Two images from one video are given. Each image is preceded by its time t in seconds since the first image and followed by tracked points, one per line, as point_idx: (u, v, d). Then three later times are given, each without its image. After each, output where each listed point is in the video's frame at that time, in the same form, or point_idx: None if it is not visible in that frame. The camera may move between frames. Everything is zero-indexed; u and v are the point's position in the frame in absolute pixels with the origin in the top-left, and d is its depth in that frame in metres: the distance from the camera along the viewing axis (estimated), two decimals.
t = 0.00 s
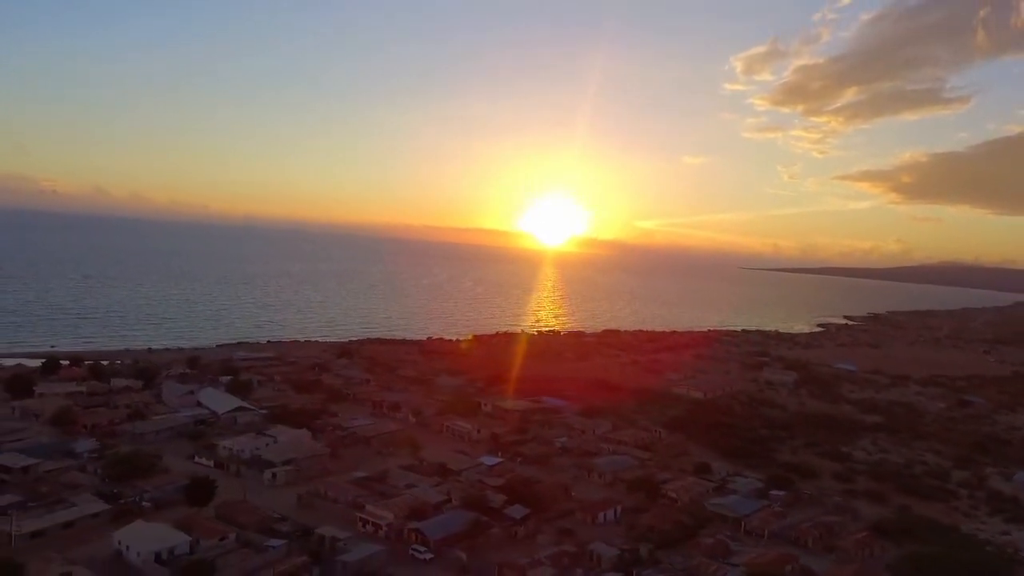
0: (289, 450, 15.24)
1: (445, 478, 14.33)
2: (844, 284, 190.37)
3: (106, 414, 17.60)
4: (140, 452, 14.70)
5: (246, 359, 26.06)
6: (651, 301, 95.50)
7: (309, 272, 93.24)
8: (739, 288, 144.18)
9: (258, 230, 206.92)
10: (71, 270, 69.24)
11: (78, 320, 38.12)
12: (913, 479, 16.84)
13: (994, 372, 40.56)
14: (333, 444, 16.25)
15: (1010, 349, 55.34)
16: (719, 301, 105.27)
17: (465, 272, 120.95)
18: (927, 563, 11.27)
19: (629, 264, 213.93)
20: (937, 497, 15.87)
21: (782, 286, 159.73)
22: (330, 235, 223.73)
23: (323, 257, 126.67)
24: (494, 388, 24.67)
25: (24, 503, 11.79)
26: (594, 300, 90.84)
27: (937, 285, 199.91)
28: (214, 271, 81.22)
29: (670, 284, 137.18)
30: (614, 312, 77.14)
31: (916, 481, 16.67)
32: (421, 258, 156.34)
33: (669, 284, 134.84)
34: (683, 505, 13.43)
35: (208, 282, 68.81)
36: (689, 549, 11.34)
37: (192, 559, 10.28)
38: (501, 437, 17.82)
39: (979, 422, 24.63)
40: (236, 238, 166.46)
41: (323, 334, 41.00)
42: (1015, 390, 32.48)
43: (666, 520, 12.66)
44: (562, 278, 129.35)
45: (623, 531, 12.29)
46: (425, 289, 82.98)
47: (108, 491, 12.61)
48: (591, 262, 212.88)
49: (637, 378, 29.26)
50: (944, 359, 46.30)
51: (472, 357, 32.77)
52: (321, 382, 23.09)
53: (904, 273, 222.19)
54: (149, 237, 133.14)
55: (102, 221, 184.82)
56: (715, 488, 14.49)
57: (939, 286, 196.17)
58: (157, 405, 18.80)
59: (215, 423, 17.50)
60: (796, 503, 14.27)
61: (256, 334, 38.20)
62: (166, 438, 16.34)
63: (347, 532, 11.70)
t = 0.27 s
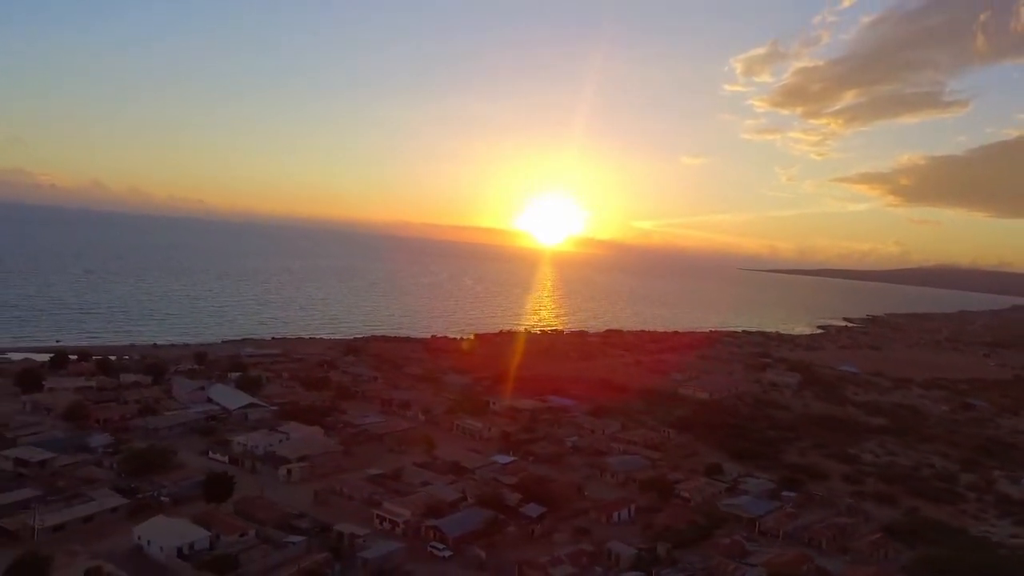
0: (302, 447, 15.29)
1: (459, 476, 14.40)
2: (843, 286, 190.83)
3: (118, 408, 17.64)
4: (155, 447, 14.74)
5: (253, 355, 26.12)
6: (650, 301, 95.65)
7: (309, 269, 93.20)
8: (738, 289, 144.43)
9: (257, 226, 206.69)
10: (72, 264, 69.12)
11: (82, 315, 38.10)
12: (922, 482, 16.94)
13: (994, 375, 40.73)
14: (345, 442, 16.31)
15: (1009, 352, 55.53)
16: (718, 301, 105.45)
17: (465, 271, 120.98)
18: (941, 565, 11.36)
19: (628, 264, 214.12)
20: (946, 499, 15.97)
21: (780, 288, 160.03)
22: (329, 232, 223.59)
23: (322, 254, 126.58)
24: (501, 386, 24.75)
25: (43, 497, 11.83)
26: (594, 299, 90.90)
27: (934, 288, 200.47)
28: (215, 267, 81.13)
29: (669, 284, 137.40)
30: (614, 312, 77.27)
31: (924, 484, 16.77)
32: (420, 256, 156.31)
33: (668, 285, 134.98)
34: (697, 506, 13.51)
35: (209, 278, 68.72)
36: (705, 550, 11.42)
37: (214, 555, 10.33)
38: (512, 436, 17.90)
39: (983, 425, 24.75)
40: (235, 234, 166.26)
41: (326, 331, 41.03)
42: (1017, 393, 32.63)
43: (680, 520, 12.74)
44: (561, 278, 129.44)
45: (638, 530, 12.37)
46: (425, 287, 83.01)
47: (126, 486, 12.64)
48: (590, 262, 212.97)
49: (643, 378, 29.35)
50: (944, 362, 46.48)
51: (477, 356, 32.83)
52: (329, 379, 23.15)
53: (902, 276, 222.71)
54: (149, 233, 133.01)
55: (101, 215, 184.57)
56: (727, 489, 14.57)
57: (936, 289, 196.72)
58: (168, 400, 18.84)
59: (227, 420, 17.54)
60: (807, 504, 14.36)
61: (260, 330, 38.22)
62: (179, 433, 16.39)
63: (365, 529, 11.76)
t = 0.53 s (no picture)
0: (314, 445, 15.32)
1: (472, 474, 14.45)
2: (840, 287, 191.31)
3: (128, 405, 17.66)
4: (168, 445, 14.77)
5: (259, 352, 26.13)
6: (650, 301, 95.78)
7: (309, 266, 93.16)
8: (737, 289, 144.70)
9: (256, 223, 206.49)
10: (73, 260, 69.03)
11: (86, 311, 38.08)
12: (929, 483, 17.02)
13: (995, 378, 40.89)
14: (356, 439, 16.35)
15: (1009, 354, 55.72)
16: (717, 302, 105.66)
17: (464, 270, 121.04)
18: (955, 565, 11.42)
19: (627, 263, 214.35)
20: (954, 500, 16.06)
21: (779, 289, 160.31)
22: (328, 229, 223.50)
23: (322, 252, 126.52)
24: (507, 385, 24.80)
25: (59, 494, 11.86)
26: (594, 299, 91.00)
27: (932, 290, 201.00)
28: (215, 264, 81.09)
29: (668, 284, 137.58)
30: (614, 312, 77.36)
31: (932, 485, 16.86)
32: (419, 254, 156.33)
33: (667, 285, 135.13)
34: (709, 506, 13.57)
35: (210, 275, 68.67)
36: (720, 549, 11.48)
37: (233, 551, 10.37)
38: (521, 435, 17.94)
39: (986, 427, 24.87)
40: (234, 231, 166.12)
41: (329, 329, 41.06)
42: (1018, 396, 32.74)
43: (693, 520, 12.81)
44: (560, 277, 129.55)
45: (652, 530, 12.43)
46: (425, 286, 83.06)
47: (141, 483, 12.67)
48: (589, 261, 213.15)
49: (647, 378, 29.43)
50: (945, 364, 46.66)
51: (482, 355, 32.87)
52: (336, 377, 23.19)
53: (900, 277, 223.26)
54: (148, 229, 132.91)
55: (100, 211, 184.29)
56: (738, 489, 14.64)
57: (934, 291, 197.30)
58: (177, 397, 18.87)
59: (237, 417, 17.57)
60: (818, 504, 14.44)
61: (263, 327, 38.24)
62: (190, 431, 16.41)
63: (381, 527, 11.79)
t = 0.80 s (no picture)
0: (328, 443, 15.36)
1: (486, 473, 14.52)
2: (838, 289, 191.79)
3: (139, 401, 17.68)
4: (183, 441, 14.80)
5: (266, 350, 26.15)
6: (649, 301, 95.95)
7: (309, 263, 93.06)
8: (735, 290, 144.99)
9: (254, 220, 206.09)
10: (72, 256, 68.86)
11: (89, 306, 38.02)
12: (937, 485, 17.14)
13: (995, 380, 41.11)
14: (369, 437, 16.41)
15: (1007, 357, 55.98)
16: (716, 303, 105.88)
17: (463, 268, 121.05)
18: (970, 566, 11.53)
19: (625, 263, 214.55)
20: (963, 502, 16.17)
21: (777, 290, 160.67)
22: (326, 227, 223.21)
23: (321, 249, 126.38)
24: (514, 384, 24.86)
25: (78, 489, 11.88)
26: (594, 299, 91.09)
27: (928, 292, 201.59)
28: (215, 260, 80.95)
29: (666, 284, 137.81)
30: (613, 312, 77.50)
31: (940, 487, 16.98)
32: (417, 252, 156.24)
33: (666, 285, 135.29)
34: (723, 506, 13.66)
35: (210, 271, 68.53)
36: (737, 549, 11.57)
37: (255, 548, 10.42)
38: (532, 434, 18.02)
39: (990, 430, 25.02)
40: (232, 227, 165.80)
41: (332, 326, 41.08)
42: (1019, 399, 32.94)
43: (708, 520, 12.90)
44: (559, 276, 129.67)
45: (668, 529, 12.52)
46: (425, 284, 83.05)
47: (158, 479, 12.68)
48: (587, 261, 213.28)
49: (652, 378, 29.52)
50: (944, 366, 46.88)
51: (486, 353, 32.93)
52: (344, 375, 23.22)
53: (897, 279, 223.86)
54: (147, 225, 132.64)
55: (98, 207, 183.80)
56: (750, 490, 14.74)
57: (930, 294, 197.89)
58: (187, 394, 18.88)
59: (249, 414, 17.59)
60: (830, 505, 14.55)
61: (266, 324, 38.22)
62: (203, 427, 16.44)
63: (400, 525, 11.86)
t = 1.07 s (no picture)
0: (340, 441, 15.38)
1: (499, 472, 14.56)
2: (835, 289, 192.23)
3: (149, 398, 17.71)
4: (197, 438, 14.81)
5: (272, 348, 26.14)
6: (648, 301, 96.12)
7: (308, 261, 92.98)
8: (733, 290, 145.29)
9: (252, 217, 205.74)
10: (72, 252, 68.70)
11: (92, 303, 37.98)
12: (945, 486, 17.25)
13: (995, 381, 41.30)
14: (380, 436, 16.45)
15: (1006, 358, 56.24)
16: (714, 303, 106.08)
17: (462, 267, 121.05)
18: (983, 566, 11.63)
19: (623, 263, 214.76)
20: (971, 503, 16.29)
21: (774, 290, 161.04)
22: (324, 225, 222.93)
23: (320, 247, 126.27)
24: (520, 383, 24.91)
25: (94, 486, 11.89)
26: (594, 298, 91.19)
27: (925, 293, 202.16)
28: (215, 258, 80.82)
29: (665, 284, 138.01)
30: (613, 311, 77.63)
31: (948, 487, 17.09)
32: (416, 250, 156.16)
33: (664, 285, 135.48)
34: (735, 506, 13.74)
35: (210, 269, 68.44)
36: (752, 550, 11.65)
37: (275, 546, 10.44)
38: (541, 433, 18.07)
39: (994, 431, 25.16)
40: (231, 224, 165.59)
41: (335, 324, 41.09)
42: (1020, 400, 33.13)
43: (721, 520, 12.97)
44: (558, 275, 129.79)
45: (682, 529, 12.59)
46: (425, 283, 83.07)
47: (174, 476, 12.69)
48: (585, 260, 213.43)
49: (656, 378, 29.59)
50: (944, 367, 47.10)
51: (490, 352, 32.97)
52: (351, 373, 23.27)
53: (894, 280, 224.47)
54: (146, 222, 132.40)
55: (96, 203, 183.34)
56: (761, 490, 14.82)
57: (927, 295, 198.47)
58: (197, 391, 18.90)
59: (259, 412, 17.63)
60: (840, 505, 14.64)
61: (270, 321, 38.23)
62: (214, 425, 16.45)
63: (416, 523, 11.91)
